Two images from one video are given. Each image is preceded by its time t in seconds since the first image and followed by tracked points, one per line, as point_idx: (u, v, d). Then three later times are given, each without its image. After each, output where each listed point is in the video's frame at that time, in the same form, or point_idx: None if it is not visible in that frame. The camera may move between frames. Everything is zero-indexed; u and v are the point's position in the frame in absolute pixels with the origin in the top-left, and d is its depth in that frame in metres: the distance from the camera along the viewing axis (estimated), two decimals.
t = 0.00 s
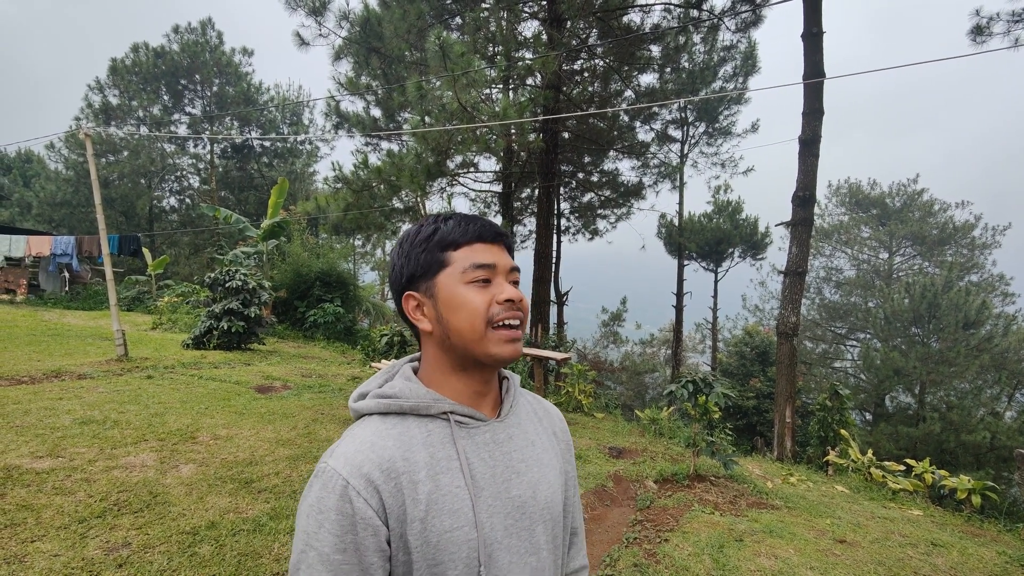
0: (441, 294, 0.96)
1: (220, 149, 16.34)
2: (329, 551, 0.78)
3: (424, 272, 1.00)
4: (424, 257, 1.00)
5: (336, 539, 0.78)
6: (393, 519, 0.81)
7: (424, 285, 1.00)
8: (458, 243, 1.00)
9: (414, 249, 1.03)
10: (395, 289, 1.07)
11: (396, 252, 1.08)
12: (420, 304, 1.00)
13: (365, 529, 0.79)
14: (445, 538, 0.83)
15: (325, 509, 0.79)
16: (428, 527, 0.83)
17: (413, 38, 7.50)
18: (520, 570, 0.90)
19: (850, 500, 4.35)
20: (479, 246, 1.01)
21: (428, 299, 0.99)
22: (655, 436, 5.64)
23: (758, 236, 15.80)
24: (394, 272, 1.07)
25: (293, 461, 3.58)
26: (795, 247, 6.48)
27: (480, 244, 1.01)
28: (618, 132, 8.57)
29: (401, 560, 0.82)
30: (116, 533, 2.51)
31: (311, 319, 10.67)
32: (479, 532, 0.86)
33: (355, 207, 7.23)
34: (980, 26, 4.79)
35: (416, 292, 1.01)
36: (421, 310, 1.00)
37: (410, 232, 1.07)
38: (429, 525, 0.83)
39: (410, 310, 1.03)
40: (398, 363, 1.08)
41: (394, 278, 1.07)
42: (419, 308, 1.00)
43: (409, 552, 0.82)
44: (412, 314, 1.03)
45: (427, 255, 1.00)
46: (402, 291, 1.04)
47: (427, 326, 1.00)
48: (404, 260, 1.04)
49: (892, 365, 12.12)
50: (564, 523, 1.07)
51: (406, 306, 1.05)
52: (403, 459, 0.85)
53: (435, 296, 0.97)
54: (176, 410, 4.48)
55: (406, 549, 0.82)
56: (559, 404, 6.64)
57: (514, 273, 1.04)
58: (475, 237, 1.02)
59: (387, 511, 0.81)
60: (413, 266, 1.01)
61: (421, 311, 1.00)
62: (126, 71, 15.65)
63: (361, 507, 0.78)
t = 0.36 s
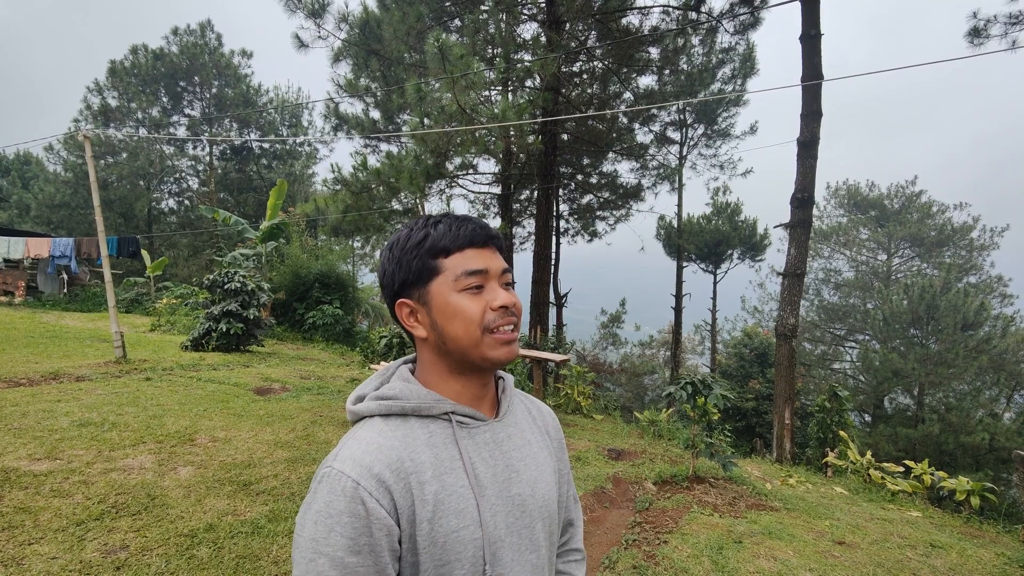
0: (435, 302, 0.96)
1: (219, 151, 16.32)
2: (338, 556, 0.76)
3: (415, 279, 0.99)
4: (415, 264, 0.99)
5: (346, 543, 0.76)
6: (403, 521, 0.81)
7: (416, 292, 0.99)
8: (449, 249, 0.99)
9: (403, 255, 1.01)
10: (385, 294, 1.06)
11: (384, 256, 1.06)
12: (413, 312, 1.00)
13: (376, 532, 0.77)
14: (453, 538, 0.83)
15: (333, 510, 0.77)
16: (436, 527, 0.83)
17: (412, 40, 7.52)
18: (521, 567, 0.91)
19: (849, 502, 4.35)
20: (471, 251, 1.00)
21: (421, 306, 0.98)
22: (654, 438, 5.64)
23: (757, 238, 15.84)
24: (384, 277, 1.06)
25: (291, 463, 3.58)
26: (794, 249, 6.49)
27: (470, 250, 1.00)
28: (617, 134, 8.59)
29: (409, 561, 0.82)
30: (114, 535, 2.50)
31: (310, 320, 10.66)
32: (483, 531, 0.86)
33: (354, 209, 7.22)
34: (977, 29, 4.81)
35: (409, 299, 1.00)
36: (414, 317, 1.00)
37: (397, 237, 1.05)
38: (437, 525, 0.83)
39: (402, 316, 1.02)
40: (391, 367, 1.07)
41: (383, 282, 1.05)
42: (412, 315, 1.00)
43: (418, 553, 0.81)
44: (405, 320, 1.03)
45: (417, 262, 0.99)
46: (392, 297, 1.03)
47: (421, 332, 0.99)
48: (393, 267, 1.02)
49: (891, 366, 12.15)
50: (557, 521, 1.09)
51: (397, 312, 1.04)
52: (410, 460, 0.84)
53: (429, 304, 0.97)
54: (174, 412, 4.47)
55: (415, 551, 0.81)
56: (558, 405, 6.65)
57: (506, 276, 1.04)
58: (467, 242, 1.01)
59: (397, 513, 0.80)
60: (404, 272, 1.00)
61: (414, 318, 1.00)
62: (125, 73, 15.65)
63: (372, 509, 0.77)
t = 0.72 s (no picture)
0: (435, 314, 0.95)
1: (218, 151, 16.30)
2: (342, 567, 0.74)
3: (413, 289, 0.98)
4: (412, 275, 0.98)
5: (351, 554, 0.75)
6: (408, 531, 0.80)
7: (415, 304, 0.99)
8: (445, 257, 0.98)
9: (399, 265, 1.00)
10: (383, 303, 1.06)
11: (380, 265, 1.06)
12: (412, 323, 0.99)
13: (381, 543, 0.76)
14: (456, 546, 0.83)
15: (338, 521, 0.75)
16: (439, 536, 0.82)
17: (410, 41, 7.52)
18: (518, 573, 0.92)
19: (847, 503, 4.36)
20: (468, 258, 0.99)
21: (422, 316, 0.98)
22: (652, 439, 5.65)
23: (755, 239, 15.86)
24: (381, 286, 1.05)
25: (289, 465, 3.58)
26: (791, 250, 6.50)
27: (467, 257, 0.99)
28: (615, 135, 8.62)
29: (411, 569, 0.81)
30: (110, 536, 2.49)
31: (308, 321, 10.64)
32: (485, 539, 0.86)
33: (353, 209, 7.22)
34: (974, 30, 4.83)
35: (407, 311, 0.99)
36: (414, 328, 0.99)
37: (392, 244, 1.04)
38: (440, 533, 0.82)
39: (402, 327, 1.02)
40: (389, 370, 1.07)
41: (381, 292, 1.05)
42: (412, 326, 1.00)
43: (421, 561, 0.81)
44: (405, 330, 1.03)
45: (413, 273, 0.98)
46: (391, 307, 1.03)
47: (422, 341, 0.99)
48: (389, 277, 1.02)
49: (889, 367, 12.19)
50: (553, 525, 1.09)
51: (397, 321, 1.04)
52: (415, 469, 0.84)
53: (428, 315, 0.97)
54: (172, 413, 4.46)
55: (419, 560, 0.81)
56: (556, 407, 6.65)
57: (505, 279, 1.03)
58: (464, 248, 1.00)
59: (402, 522, 0.79)
60: (401, 284, 1.00)
61: (414, 328, 1.00)
62: (123, 73, 15.62)
63: (379, 519, 0.76)
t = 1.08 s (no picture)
0: (445, 306, 0.95)
1: (216, 153, 16.27)
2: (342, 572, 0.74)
3: (426, 281, 0.98)
4: (426, 267, 0.98)
5: (351, 559, 0.74)
6: (406, 535, 0.80)
7: (424, 296, 0.97)
8: (462, 253, 0.99)
9: (413, 256, 1.00)
10: (387, 296, 1.03)
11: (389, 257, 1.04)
12: (418, 315, 0.97)
13: (380, 548, 0.76)
14: (452, 550, 0.83)
15: (336, 526, 0.75)
16: (437, 538, 0.82)
17: (408, 41, 7.50)
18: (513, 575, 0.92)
19: (845, 501, 4.36)
20: (483, 257, 1.00)
21: (430, 309, 0.97)
22: (651, 439, 5.65)
23: (754, 238, 15.87)
24: (387, 279, 1.03)
25: (288, 465, 3.58)
26: (789, 249, 6.50)
27: (483, 256, 1.00)
28: (613, 135, 8.62)
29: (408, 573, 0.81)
30: (109, 538, 2.49)
31: (307, 322, 10.63)
32: (481, 542, 0.87)
33: (351, 210, 7.22)
34: (971, 29, 4.84)
35: (415, 303, 0.98)
36: (418, 320, 0.97)
37: (405, 239, 1.04)
38: (438, 536, 0.82)
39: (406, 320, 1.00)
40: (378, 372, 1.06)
41: (386, 286, 1.03)
42: (416, 317, 0.97)
43: (419, 564, 0.81)
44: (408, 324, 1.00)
45: (426, 266, 0.98)
46: (396, 300, 1.01)
47: (426, 336, 0.97)
48: (399, 269, 1.00)
49: (888, 366, 12.22)
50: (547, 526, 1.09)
51: (400, 315, 1.01)
52: (413, 471, 0.84)
53: (438, 308, 0.96)
54: (170, 415, 4.46)
55: (417, 564, 0.81)
56: (555, 407, 6.65)
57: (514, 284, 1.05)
58: (479, 248, 1.01)
59: (401, 526, 0.79)
60: (412, 275, 0.98)
61: (419, 321, 0.97)
62: (120, 74, 15.59)
63: (378, 524, 0.76)
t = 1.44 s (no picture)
0: (504, 308, 0.92)
1: (216, 154, 16.27)
2: None
3: (492, 274, 0.91)
4: (496, 261, 0.92)
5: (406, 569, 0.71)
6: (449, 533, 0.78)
7: (483, 294, 0.90)
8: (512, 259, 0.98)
9: (481, 248, 0.92)
10: (431, 279, 0.87)
11: (445, 238, 0.90)
12: (476, 311, 0.89)
13: (434, 551, 0.74)
14: (483, 544, 0.83)
15: (389, 536, 0.71)
16: (474, 536, 0.82)
17: (407, 41, 7.48)
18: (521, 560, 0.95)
19: (847, 497, 4.37)
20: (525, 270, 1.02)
21: (488, 304, 0.91)
22: (653, 436, 5.65)
23: (755, 235, 15.85)
24: (442, 259, 0.88)
25: (290, 465, 3.58)
26: (790, 246, 6.49)
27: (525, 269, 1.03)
28: (613, 133, 8.61)
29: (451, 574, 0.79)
30: (111, 539, 2.50)
31: (308, 322, 10.64)
32: (501, 532, 0.88)
33: (351, 210, 7.23)
34: (971, 23, 4.82)
35: (475, 298, 0.89)
36: (473, 317, 0.89)
37: (461, 223, 0.93)
38: (475, 533, 0.82)
39: (454, 314, 0.89)
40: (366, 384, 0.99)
41: (437, 268, 0.87)
42: (472, 313, 0.89)
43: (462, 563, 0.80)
44: (455, 318, 0.89)
45: (495, 263, 0.92)
46: (446, 289, 0.88)
47: (474, 334, 0.90)
48: (465, 255, 0.89)
49: (889, 362, 12.21)
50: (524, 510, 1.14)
51: (444, 304, 0.89)
52: (443, 469, 0.82)
53: (496, 306, 0.91)
54: (172, 416, 4.47)
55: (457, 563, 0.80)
56: (557, 405, 6.65)
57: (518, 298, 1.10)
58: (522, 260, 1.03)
59: (445, 527, 0.77)
60: (480, 269, 0.89)
61: (471, 317, 0.89)
62: (120, 76, 15.60)
63: (432, 524, 0.74)
